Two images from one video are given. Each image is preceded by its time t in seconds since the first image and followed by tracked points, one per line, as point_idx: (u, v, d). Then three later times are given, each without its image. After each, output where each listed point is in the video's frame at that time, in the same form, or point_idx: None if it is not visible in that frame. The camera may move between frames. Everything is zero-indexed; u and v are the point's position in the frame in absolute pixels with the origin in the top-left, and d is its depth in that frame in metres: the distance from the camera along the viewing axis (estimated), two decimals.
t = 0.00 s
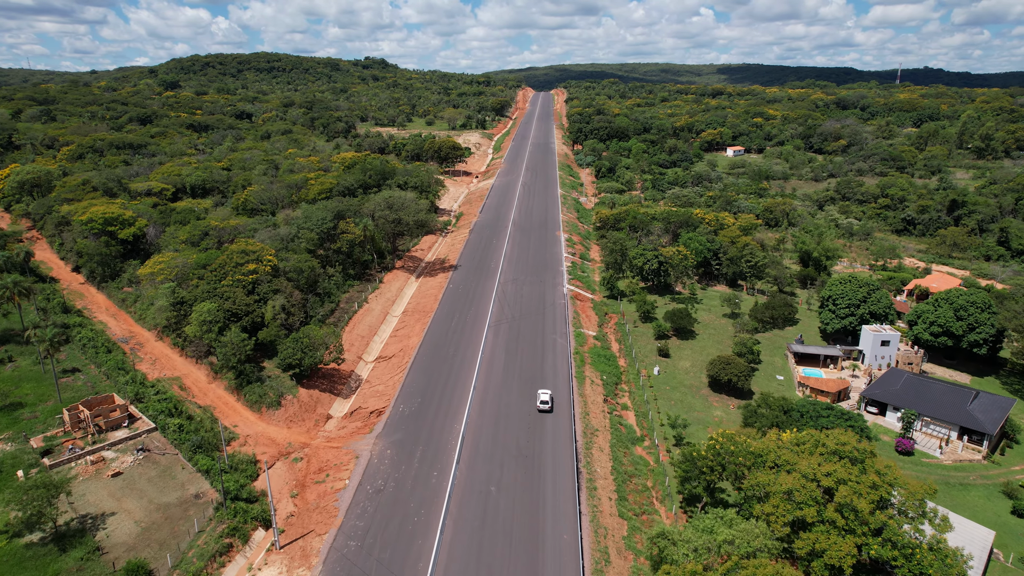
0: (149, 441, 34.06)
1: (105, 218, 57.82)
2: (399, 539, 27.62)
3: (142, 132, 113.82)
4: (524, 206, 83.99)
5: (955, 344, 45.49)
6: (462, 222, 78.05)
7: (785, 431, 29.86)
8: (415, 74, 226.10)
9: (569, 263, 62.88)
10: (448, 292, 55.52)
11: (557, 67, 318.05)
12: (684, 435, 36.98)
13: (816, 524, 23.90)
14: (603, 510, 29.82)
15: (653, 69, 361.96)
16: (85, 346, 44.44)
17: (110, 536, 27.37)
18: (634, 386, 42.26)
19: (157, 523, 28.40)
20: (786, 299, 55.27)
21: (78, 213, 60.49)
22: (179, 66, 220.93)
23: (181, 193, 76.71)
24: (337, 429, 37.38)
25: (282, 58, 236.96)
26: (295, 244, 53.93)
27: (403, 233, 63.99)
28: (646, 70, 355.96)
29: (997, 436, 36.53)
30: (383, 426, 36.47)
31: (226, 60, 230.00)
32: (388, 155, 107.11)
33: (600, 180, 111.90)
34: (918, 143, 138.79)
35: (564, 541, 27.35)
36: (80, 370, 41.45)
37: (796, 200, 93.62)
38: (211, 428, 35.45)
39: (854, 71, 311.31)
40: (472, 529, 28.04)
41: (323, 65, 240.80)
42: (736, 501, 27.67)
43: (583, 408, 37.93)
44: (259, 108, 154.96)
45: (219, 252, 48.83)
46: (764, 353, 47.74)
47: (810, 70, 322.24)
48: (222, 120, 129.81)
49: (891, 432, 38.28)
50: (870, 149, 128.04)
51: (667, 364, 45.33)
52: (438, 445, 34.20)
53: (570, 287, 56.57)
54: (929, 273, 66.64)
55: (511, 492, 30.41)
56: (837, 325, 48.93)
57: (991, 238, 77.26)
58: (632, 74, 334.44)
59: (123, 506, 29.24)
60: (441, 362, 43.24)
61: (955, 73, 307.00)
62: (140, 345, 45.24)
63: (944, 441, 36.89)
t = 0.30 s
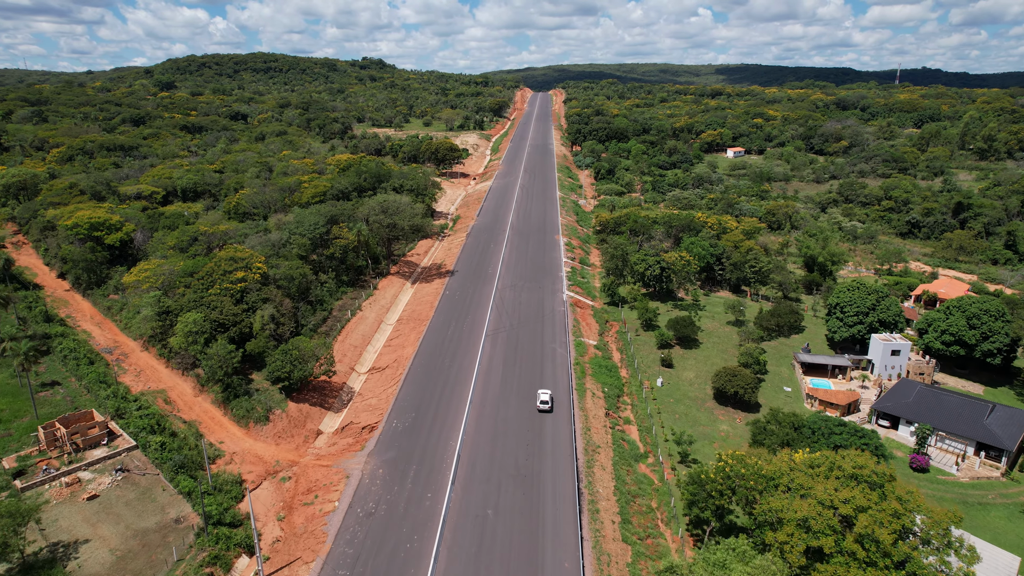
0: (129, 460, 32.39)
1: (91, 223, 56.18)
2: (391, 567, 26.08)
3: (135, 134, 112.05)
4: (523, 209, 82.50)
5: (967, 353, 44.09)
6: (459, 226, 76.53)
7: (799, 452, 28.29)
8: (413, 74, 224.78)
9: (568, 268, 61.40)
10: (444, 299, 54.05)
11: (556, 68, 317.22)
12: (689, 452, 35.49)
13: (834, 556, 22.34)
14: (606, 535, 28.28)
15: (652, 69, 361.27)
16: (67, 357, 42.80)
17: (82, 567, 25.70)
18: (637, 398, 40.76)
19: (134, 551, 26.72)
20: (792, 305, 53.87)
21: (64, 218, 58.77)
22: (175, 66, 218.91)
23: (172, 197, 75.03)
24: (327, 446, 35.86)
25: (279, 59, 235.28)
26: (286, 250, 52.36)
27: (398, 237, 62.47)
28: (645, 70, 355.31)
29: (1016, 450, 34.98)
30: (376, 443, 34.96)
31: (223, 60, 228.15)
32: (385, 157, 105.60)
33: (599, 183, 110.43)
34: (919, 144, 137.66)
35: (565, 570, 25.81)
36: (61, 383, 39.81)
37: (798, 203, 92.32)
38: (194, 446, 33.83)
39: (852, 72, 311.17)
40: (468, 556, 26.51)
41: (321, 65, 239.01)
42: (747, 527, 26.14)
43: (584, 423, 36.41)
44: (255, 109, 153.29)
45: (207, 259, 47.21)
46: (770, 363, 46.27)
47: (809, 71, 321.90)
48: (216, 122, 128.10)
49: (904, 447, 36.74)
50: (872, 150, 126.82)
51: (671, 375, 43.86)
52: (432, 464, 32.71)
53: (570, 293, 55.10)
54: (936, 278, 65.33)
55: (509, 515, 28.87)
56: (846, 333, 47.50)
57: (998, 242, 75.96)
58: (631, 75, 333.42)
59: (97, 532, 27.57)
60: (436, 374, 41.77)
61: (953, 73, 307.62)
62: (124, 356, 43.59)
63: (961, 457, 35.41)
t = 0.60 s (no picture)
0: (105, 484, 30.17)
1: (75, 229, 54.26)
2: None
3: (127, 135, 110.12)
4: (521, 213, 81.00)
5: (981, 364, 42.55)
6: (455, 231, 74.94)
7: (814, 476, 26.69)
8: (410, 75, 223.27)
9: (567, 275, 59.82)
10: (440, 308, 52.47)
11: (554, 69, 316.31)
12: (696, 472, 33.87)
13: None
14: (609, 565, 26.61)
15: (651, 70, 360.43)
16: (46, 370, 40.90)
17: None
18: (640, 413, 39.12)
19: None
20: (798, 314, 52.31)
21: (47, 223, 56.86)
22: (171, 67, 216.60)
23: (162, 201, 73.18)
24: (315, 466, 34.22)
25: (276, 59, 233.49)
26: (276, 257, 50.62)
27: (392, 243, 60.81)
28: (643, 71, 354.61)
29: None
30: (366, 463, 33.30)
31: (219, 61, 226.15)
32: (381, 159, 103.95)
33: (598, 185, 108.91)
34: (921, 146, 136.35)
35: None
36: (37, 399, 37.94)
37: (801, 205, 90.93)
38: (174, 468, 32.07)
39: (851, 72, 310.82)
40: None
41: (318, 66, 237.13)
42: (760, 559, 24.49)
43: (585, 440, 34.80)
44: (250, 110, 151.49)
45: (192, 267, 45.37)
46: (777, 374, 44.66)
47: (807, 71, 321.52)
48: (210, 123, 126.19)
49: (919, 465, 35.12)
50: (874, 152, 125.51)
51: (674, 388, 42.25)
52: (425, 486, 31.09)
53: (569, 301, 53.55)
54: (943, 283, 63.86)
55: (506, 542, 27.23)
56: (855, 343, 45.91)
57: (1005, 246, 74.57)
58: (629, 75, 332.05)
59: (67, 564, 25.24)
60: (430, 388, 40.19)
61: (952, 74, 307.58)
62: (105, 370, 41.69)
63: (980, 476, 33.77)
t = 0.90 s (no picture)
0: (79, 508, 28.71)
1: (58, 234, 52.42)
2: None
3: (119, 137, 108.28)
4: (519, 216, 79.54)
5: (996, 375, 41.07)
6: (452, 234, 73.46)
7: (830, 502, 25.19)
8: (408, 76, 221.66)
9: (567, 281, 58.36)
10: (435, 316, 50.96)
11: (552, 70, 315.38)
12: (702, 492, 32.42)
13: None
14: None
15: (649, 70, 359.69)
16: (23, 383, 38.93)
17: None
18: (643, 428, 37.61)
19: None
20: (805, 321, 50.86)
21: (31, 228, 55.08)
22: (167, 67, 214.35)
23: (152, 204, 71.51)
24: (304, 487, 32.67)
25: (273, 60, 231.64)
26: (267, 263, 48.98)
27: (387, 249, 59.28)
28: (642, 71, 353.98)
29: None
30: (357, 483, 31.79)
31: (215, 61, 224.11)
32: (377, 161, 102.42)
33: (598, 187, 107.50)
34: (923, 146, 135.08)
35: None
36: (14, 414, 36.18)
37: (804, 208, 89.61)
38: (154, 491, 30.39)
39: (850, 73, 310.84)
40: None
41: (315, 66, 235.24)
42: None
43: (586, 458, 33.31)
44: (245, 110, 149.66)
45: (179, 275, 43.71)
46: (784, 385, 43.20)
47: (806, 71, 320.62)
48: (204, 124, 124.33)
49: (936, 483, 33.64)
50: (876, 153, 124.19)
51: (679, 401, 40.75)
52: (419, 509, 29.57)
53: (569, 309, 52.09)
54: (952, 289, 62.47)
55: (504, 570, 25.74)
56: (864, 353, 44.41)
57: (1012, 249, 73.25)
58: (627, 75, 331.25)
59: None
60: (425, 401, 38.72)
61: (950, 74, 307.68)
62: (87, 383, 39.99)
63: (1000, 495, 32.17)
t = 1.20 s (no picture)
0: (50, 535, 26.89)
1: (40, 239, 50.62)
2: None
3: (111, 138, 106.47)
4: (517, 219, 78.08)
5: (1013, 387, 39.58)
6: (449, 239, 71.94)
7: (849, 532, 23.61)
8: (406, 77, 220.29)
9: (566, 287, 56.88)
10: (431, 324, 49.43)
11: (551, 70, 314.34)
12: (710, 514, 30.86)
13: None
14: None
15: (648, 70, 358.63)
16: None
17: None
18: (647, 445, 35.99)
19: None
20: (812, 329, 49.39)
21: (14, 234, 53.31)
22: (163, 68, 212.36)
23: (142, 208, 69.84)
24: (291, 510, 31.10)
25: (270, 61, 229.80)
26: (256, 271, 47.37)
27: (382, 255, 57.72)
28: (641, 72, 353.03)
29: None
30: (347, 505, 30.26)
31: (212, 62, 222.17)
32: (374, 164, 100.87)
33: (597, 189, 106.07)
34: (925, 147, 133.86)
35: None
36: None
37: (807, 211, 88.20)
38: (132, 515, 28.74)
39: (849, 74, 310.05)
40: None
41: (312, 66, 233.47)
42: None
43: (587, 478, 31.79)
44: (241, 111, 147.88)
45: (164, 283, 41.93)
46: (793, 397, 41.68)
47: (805, 72, 319.53)
48: (198, 125, 122.61)
49: (955, 503, 32.06)
50: (878, 154, 122.83)
51: (683, 414, 39.23)
52: (411, 535, 28.01)
53: (569, 317, 50.56)
54: (960, 294, 61.05)
55: None
56: (875, 364, 42.90)
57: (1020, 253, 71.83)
58: (627, 76, 330.25)
59: None
60: (419, 417, 37.19)
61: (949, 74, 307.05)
62: (67, 397, 38.26)
63: None
